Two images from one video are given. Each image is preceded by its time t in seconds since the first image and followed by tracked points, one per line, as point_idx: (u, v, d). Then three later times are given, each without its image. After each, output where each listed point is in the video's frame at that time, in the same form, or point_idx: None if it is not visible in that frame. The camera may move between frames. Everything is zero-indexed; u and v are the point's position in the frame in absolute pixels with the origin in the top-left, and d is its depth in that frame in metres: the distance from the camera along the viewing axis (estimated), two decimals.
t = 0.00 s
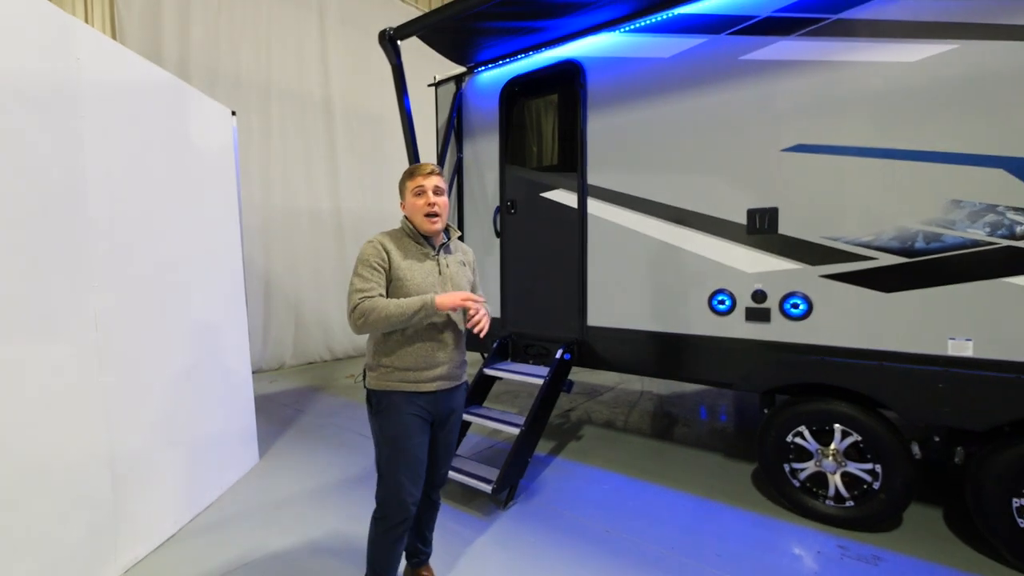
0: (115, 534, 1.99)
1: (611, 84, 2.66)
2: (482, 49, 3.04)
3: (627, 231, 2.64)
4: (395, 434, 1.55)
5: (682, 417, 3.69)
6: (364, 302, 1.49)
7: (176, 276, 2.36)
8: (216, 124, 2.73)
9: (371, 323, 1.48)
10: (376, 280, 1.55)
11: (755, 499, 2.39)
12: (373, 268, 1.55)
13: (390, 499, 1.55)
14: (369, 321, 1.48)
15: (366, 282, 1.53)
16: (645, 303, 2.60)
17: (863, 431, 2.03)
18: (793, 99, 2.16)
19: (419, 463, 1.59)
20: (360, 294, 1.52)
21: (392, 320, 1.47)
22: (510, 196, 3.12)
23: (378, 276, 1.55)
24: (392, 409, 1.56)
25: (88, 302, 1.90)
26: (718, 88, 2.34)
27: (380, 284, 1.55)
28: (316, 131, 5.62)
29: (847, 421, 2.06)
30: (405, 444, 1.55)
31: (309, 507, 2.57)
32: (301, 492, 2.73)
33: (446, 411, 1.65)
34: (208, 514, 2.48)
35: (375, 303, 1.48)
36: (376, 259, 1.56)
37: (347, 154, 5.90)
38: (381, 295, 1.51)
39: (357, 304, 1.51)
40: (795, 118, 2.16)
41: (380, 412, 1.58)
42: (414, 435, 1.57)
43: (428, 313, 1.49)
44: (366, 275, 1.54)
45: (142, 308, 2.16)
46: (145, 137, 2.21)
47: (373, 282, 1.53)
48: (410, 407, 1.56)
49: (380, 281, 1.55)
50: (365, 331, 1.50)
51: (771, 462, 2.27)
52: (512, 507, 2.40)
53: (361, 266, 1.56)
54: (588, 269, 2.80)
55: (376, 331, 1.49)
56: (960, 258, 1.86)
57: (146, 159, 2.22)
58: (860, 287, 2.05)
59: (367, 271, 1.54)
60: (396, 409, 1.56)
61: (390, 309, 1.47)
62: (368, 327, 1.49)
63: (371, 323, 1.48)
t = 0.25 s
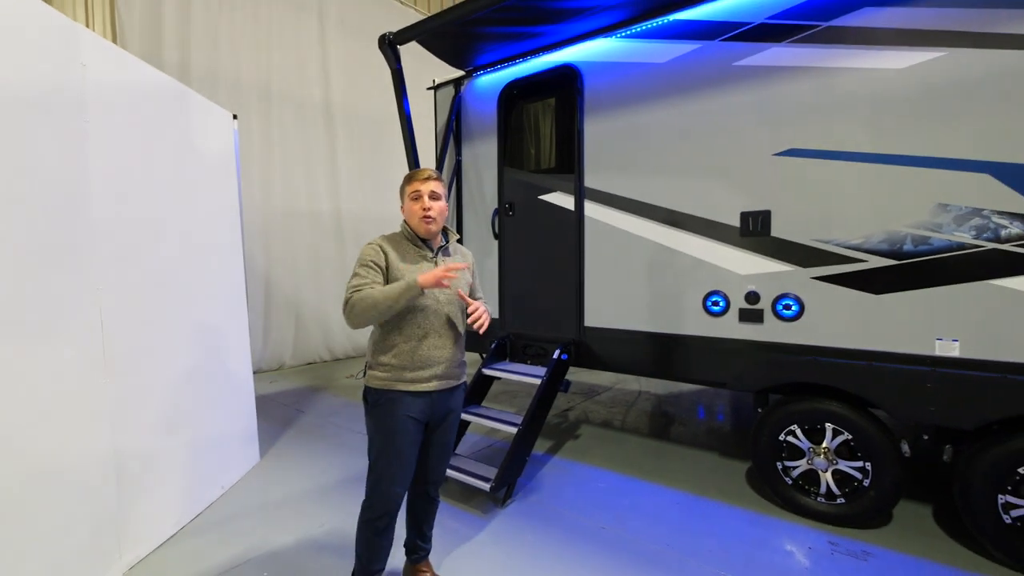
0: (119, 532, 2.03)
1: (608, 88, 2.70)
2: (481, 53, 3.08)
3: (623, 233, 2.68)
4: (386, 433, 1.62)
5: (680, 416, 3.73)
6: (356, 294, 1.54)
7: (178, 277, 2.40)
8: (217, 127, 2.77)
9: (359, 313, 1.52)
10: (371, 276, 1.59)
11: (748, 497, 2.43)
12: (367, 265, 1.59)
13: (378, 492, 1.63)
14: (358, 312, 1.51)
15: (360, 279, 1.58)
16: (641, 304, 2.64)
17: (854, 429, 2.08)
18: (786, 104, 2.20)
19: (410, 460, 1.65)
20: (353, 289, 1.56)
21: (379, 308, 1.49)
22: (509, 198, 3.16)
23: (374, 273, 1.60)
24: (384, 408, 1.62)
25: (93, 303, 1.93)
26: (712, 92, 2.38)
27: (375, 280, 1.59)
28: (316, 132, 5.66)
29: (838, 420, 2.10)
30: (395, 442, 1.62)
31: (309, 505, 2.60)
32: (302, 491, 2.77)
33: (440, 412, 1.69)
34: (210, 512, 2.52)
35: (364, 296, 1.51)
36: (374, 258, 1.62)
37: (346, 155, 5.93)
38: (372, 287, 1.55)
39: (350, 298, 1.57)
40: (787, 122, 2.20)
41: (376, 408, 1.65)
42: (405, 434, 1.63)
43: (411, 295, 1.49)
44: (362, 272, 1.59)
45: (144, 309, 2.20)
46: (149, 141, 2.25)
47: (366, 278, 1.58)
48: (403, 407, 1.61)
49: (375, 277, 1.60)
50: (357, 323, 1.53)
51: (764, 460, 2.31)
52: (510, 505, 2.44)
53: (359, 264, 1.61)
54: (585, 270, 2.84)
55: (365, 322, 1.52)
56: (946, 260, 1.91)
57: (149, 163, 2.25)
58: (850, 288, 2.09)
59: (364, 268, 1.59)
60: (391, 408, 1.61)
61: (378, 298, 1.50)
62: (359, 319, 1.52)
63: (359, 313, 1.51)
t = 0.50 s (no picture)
0: (122, 528, 2.07)
1: (602, 93, 2.75)
2: (477, 57, 3.13)
3: (617, 234, 2.73)
4: (378, 432, 1.67)
5: (674, 415, 3.78)
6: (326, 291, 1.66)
7: (179, 278, 2.44)
8: (217, 130, 2.81)
9: (324, 306, 1.65)
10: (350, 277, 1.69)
11: (739, 493, 2.48)
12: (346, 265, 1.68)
13: (371, 488, 1.68)
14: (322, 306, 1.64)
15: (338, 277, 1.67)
16: (634, 304, 2.69)
17: (841, 427, 2.13)
18: (775, 109, 2.25)
19: (401, 458, 1.70)
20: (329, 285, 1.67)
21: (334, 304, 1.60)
22: (505, 200, 3.20)
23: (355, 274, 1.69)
24: (375, 408, 1.66)
25: (97, 303, 1.97)
26: (703, 97, 2.43)
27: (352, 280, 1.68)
28: (314, 133, 5.70)
29: (825, 417, 2.16)
30: (387, 441, 1.67)
31: (309, 503, 2.65)
32: (301, 489, 2.81)
33: (431, 412, 1.73)
34: (210, 510, 2.56)
35: (330, 291, 1.63)
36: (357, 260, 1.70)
37: (345, 156, 5.98)
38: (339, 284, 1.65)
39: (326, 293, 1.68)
40: (775, 127, 2.25)
41: (366, 408, 1.68)
42: (397, 433, 1.68)
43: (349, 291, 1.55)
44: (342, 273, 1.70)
45: (146, 310, 2.24)
46: (152, 144, 2.29)
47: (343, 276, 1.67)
48: (394, 407, 1.65)
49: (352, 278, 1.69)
50: (324, 318, 1.66)
51: (754, 457, 2.37)
52: (505, 502, 2.48)
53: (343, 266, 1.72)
54: (579, 271, 2.89)
55: (328, 316, 1.64)
56: (928, 262, 1.96)
57: (152, 166, 2.30)
58: (837, 289, 2.14)
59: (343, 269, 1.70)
60: (382, 409, 1.65)
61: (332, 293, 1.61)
62: (323, 312, 1.65)
63: (324, 306, 1.64)
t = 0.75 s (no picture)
0: (125, 523, 2.12)
1: (596, 97, 2.80)
2: (474, 61, 3.18)
3: (611, 235, 2.78)
4: (369, 429, 1.72)
5: (668, 413, 3.84)
6: (331, 300, 1.66)
7: (180, 279, 2.48)
8: (217, 132, 2.85)
9: (333, 317, 1.65)
10: (348, 283, 1.71)
11: (729, 488, 2.54)
12: (344, 270, 1.71)
13: (365, 484, 1.74)
14: (331, 317, 1.64)
15: (336, 282, 1.69)
16: (628, 304, 2.75)
17: (827, 422, 2.19)
18: (763, 113, 2.31)
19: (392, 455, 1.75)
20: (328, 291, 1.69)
21: (348, 318, 1.62)
22: (501, 202, 3.25)
23: (352, 278, 1.71)
24: (365, 406, 1.72)
25: (99, 303, 2.01)
26: (695, 101, 2.49)
27: (350, 286, 1.71)
28: (312, 134, 5.74)
29: (813, 413, 2.21)
30: (378, 438, 1.73)
31: (307, 500, 2.69)
32: (301, 486, 2.86)
33: (422, 411, 1.78)
34: (211, 507, 2.61)
35: (336, 300, 1.64)
36: (352, 264, 1.72)
37: (343, 157, 6.02)
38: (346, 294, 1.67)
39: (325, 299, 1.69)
40: (764, 131, 2.31)
41: (358, 406, 1.74)
42: (387, 431, 1.73)
43: (372, 310, 1.61)
44: (340, 279, 1.70)
45: (148, 310, 2.28)
46: (153, 147, 2.33)
47: (342, 282, 1.69)
48: (383, 405, 1.71)
49: (351, 284, 1.71)
50: (331, 326, 1.66)
51: (744, 452, 2.42)
52: (501, 497, 2.53)
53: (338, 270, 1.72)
54: (574, 271, 2.94)
55: (338, 326, 1.65)
56: (911, 263, 2.02)
57: (153, 168, 2.34)
58: (824, 289, 2.20)
59: (341, 274, 1.71)
60: (372, 407, 1.71)
61: (347, 308, 1.62)
62: (331, 322, 1.66)
63: (330, 316, 1.64)
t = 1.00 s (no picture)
0: (125, 521, 2.15)
1: (586, 102, 2.87)
2: (467, 65, 3.23)
3: (601, 237, 2.86)
4: (358, 427, 1.78)
5: (658, 411, 3.92)
6: (320, 298, 1.69)
7: (178, 280, 2.52)
8: (214, 135, 2.88)
9: (321, 315, 1.67)
10: (336, 283, 1.75)
11: (715, 482, 2.62)
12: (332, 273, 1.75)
13: (356, 480, 1.80)
14: (320, 315, 1.67)
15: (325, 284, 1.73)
16: (618, 304, 2.82)
17: (808, 418, 2.27)
18: (747, 120, 2.39)
19: (381, 451, 1.81)
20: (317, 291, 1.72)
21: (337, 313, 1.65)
22: (494, 204, 3.31)
23: (338, 278, 1.76)
24: (354, 405, 1.78)
25: (99, 304, 2.05)
26: (682, 107, 2.56)
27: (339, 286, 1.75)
28: (306, 135, 5.77)
29: (795, 409, 2.30)
30: (367, 436, 1.79)
31: (303, 497, 2.74)
32: (297, 483, 2.90)
33: (411, 411, 1.83)
34: (208, 505, 2.65)
35: (326, 301, 1.67)
36: (339, 265, 1.78)
37: (336, 158, 6.05)
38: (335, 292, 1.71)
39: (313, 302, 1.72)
40: (748, 137, 2.39)
41: (346, 405, 1.80)
42: (376, 429, 1.79)
43: (366, 303, 1.64)
44: (328, 279, 1.75)
45: (146, 311, 2.32)
46: (151, 150, 2.37)
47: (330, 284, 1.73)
48: (371, 405, 1.76)
49: (339, 282, 1.75)
50: (320, 325, 1.69)
51: (730, 448, 2.50)
52: (494, 493, 2.59)
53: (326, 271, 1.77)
54: (565, 272, 3.01)
55: (326, 325, 1.67)
56: (887, 264, 2.11)
57: (152, 171, 2.37)
58: (805, 290, 2.29)
59: (329, 275, 1.75)
60: (359, 406, 1.77)
61: (337, 303, 1.65)
62: (320, 321, 1.68)
63: (320, 317, 1.67)
